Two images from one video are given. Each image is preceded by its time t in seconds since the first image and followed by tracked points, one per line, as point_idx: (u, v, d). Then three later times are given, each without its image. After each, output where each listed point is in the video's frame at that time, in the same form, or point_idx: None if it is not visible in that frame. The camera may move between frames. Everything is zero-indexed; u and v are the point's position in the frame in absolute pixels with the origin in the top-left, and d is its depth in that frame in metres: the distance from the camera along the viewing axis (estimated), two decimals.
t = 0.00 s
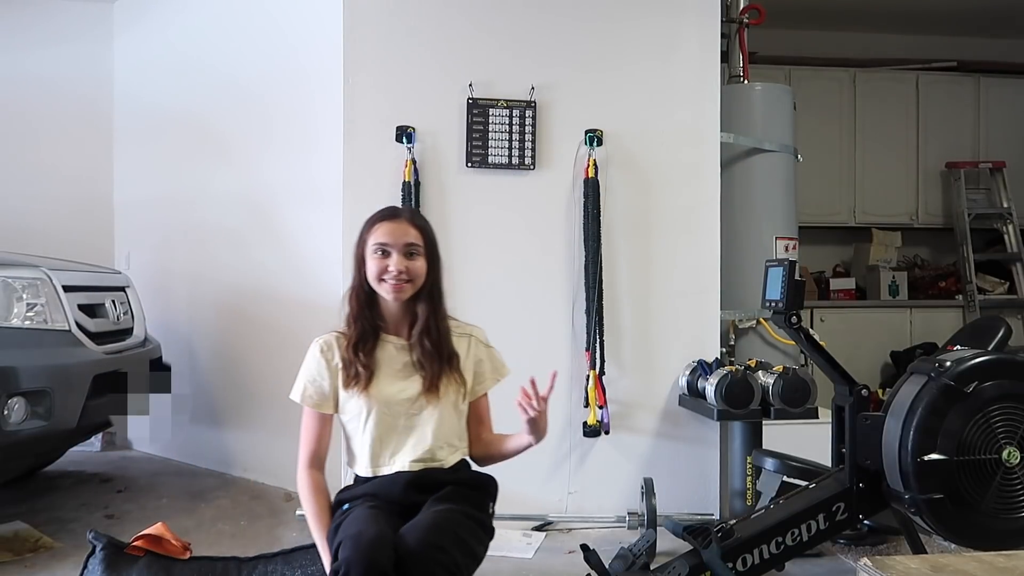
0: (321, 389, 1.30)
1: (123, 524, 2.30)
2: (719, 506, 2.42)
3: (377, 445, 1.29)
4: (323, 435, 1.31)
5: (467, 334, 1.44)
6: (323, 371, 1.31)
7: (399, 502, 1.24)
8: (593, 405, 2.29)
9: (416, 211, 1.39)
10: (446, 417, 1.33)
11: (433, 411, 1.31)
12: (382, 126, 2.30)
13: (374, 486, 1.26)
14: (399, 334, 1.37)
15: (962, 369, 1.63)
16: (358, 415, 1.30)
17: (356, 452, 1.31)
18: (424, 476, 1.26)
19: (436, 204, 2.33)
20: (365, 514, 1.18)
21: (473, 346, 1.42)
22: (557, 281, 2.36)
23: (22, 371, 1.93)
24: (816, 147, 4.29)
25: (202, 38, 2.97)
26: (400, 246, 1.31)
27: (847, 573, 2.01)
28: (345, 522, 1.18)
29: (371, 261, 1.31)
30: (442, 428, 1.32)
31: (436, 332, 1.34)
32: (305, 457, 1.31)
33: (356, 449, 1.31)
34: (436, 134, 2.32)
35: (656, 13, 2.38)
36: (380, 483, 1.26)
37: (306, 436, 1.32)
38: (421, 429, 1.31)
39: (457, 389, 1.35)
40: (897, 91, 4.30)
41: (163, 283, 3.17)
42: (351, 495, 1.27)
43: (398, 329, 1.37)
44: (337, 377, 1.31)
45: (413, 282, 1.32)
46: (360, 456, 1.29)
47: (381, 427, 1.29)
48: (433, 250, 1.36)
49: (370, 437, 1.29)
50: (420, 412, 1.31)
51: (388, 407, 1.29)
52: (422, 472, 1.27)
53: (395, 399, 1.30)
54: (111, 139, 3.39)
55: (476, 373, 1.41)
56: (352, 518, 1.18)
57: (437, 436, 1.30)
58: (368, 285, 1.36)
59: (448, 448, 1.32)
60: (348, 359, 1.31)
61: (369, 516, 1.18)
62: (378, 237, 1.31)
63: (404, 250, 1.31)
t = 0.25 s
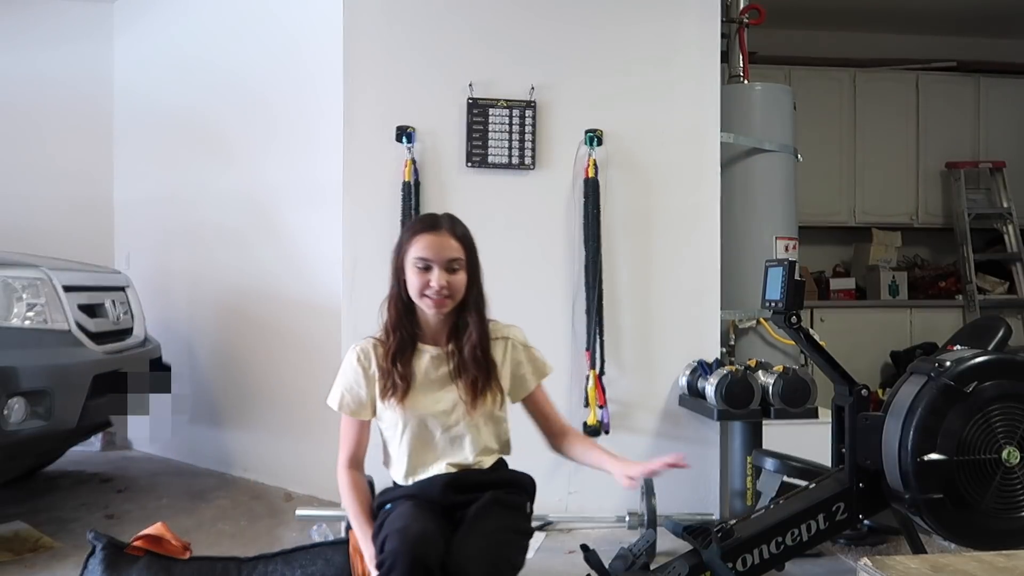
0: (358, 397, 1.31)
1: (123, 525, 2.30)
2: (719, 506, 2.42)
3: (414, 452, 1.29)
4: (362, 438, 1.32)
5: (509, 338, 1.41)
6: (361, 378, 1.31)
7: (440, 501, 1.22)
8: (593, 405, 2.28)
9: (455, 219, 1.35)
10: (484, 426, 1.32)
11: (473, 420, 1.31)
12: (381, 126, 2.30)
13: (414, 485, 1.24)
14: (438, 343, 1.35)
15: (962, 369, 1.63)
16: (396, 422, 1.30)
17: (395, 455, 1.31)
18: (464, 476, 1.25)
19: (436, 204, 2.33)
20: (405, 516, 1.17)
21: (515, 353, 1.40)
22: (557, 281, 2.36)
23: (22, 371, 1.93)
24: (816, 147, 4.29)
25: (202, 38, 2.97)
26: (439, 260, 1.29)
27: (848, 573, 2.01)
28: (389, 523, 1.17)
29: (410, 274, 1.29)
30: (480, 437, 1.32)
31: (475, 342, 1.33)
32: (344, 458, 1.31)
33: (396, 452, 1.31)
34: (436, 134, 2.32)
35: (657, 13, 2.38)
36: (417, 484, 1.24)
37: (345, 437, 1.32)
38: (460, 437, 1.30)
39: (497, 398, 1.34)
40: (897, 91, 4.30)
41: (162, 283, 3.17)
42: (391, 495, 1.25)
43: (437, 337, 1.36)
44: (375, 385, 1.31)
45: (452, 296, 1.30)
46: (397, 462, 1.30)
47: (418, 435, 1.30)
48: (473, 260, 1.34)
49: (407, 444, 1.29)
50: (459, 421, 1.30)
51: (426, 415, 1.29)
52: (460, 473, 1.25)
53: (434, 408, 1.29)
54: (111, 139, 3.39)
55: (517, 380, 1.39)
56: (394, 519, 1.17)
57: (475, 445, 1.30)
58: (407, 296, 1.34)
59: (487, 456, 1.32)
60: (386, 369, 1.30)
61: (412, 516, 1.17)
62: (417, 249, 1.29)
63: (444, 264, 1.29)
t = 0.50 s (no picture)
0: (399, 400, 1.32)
1: (123, 525, 2.30)
2: (719, 506, 2.42)
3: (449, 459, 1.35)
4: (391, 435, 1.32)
5: (552, 348, 1.42)
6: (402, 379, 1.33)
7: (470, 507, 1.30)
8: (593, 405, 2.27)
9: (511, 228, 1.33)
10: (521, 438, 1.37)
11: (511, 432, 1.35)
12: (381, 126, 2.30)
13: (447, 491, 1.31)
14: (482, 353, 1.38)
15: (962, 369, 1.63)
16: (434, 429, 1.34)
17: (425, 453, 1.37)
18: (495, 482, 1.33)
19: (435, 204, 2.33)
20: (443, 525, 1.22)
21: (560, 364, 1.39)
22: (556, 281, 2.36)
23: (22, 371, 1.93)
24: (816, 147, 4.29)
25: (202, 38, 2.97)
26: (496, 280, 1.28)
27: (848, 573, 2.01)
28: (428, 527, 1.23)
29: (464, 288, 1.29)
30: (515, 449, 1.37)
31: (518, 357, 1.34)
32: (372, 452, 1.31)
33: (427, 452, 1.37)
34: (435, 134, 2.32)
35: (657, 12, 2.38)
36: (450, 488, 1.31)
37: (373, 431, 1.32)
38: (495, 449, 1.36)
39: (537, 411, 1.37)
40: (898, 91, 4.30)
41: (163, 283, 3.17)
42: (424, 499, 1.32)
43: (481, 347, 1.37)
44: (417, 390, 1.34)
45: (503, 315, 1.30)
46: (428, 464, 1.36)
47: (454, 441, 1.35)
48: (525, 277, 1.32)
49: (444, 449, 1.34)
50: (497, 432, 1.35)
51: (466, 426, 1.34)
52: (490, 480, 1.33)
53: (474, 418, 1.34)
54: (111, 139, 3.40)
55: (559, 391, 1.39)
56: (433, 524, 1.23)
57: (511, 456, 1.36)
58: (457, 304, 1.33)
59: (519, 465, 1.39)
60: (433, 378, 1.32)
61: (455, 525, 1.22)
62: (473, 265, 1.27)
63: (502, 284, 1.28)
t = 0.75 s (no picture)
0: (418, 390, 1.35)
1: (123, 524, 2.30)
2: (719, 506, 2.42)
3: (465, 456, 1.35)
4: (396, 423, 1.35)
5: (582, 359, 1.46)
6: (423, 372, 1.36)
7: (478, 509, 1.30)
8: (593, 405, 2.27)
9: (540, 229, 1.36)
10: (541, 442, 1.38)
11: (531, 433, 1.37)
12: (381, 126, 2.30)
13: (454, 493, 1.32)
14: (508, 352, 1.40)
15: (962, 369, 1.63)
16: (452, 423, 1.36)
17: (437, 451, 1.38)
18: (503, 485, 1.33)
19: (435, 204, 2.32)
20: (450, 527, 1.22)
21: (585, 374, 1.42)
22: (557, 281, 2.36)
23: (22, 371, 1.93)
24: (816, 147, 4.29)
25: (202, 37, 2.97)
26: (516, 272, 1.31)
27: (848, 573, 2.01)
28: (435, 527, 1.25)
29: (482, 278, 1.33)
30: (534, 451, 1.38)
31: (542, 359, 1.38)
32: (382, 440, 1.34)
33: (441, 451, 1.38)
34: (435, 134, 2.32)
35: (656, 12, 2.38)
36: (459, 489, 1.33)
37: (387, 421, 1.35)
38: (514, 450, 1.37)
39: (559, 417, 1.39)
40: (897, 91, 4.30)
41: (163, 283, 3.17)
42: (432, 500, 1.34)
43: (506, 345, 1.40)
44: (438, 382, 1.37)
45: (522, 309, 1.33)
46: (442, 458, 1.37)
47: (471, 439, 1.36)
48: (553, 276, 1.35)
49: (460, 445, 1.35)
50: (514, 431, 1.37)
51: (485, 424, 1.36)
52: (500, 482, 1.34)
53: (495, 417, 1.36)
54: (111, 139, 3.40)
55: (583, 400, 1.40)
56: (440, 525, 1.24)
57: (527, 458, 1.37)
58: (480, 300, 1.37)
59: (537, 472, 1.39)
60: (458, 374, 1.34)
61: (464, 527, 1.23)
62: (492, 255, 1.31)
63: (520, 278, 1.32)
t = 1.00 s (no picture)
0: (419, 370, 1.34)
1: (123, 525, 2.30)
2: (719, 506, 2.42)
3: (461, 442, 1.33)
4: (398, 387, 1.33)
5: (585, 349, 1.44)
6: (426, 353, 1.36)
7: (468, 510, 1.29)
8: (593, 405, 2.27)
9: (534, 214, 1.39)
10: (541, 431, 1.35)
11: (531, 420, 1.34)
12: (380, 126, 2.30)
13: (444, 493, 1.31)
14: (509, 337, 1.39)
15: (962, 369, 1.63)
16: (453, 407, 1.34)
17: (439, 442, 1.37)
18: (495, 487, 1.32)
19: (435, 204, 2.33)
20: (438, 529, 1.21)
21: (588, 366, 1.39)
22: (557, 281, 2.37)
23: (22, 370, 1.93)
24: (816, 147, 4.29)
25: (202, 37, 2.97)
26: (503, 251, 1.33)
27: (848, 573, 2.01)
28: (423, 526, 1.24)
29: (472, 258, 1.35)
30: (534, 439, 1.35)
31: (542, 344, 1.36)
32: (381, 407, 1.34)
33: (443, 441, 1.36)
34: (435, 134, 2.32)
35: (657, 13, 2.38)
36: (452, 490, 1.31)
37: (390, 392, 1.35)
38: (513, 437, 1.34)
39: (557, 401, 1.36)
40: (897, 91, 4.30)
41: (163, 283, 3.17)
42: (420, 496, 1.33)
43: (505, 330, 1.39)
44: (439, 366, 1.36)
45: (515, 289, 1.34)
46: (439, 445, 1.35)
47: (470, 425, 1.34)
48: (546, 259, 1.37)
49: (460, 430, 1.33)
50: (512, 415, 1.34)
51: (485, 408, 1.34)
52: (496, 484, 1.32)
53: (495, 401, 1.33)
54: (111, 140, 3.40)
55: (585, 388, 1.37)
56: (427, 525, 1.23)
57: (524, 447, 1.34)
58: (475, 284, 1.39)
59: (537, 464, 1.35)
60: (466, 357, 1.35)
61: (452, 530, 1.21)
62: (481, 234, 1.34)
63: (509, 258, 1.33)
